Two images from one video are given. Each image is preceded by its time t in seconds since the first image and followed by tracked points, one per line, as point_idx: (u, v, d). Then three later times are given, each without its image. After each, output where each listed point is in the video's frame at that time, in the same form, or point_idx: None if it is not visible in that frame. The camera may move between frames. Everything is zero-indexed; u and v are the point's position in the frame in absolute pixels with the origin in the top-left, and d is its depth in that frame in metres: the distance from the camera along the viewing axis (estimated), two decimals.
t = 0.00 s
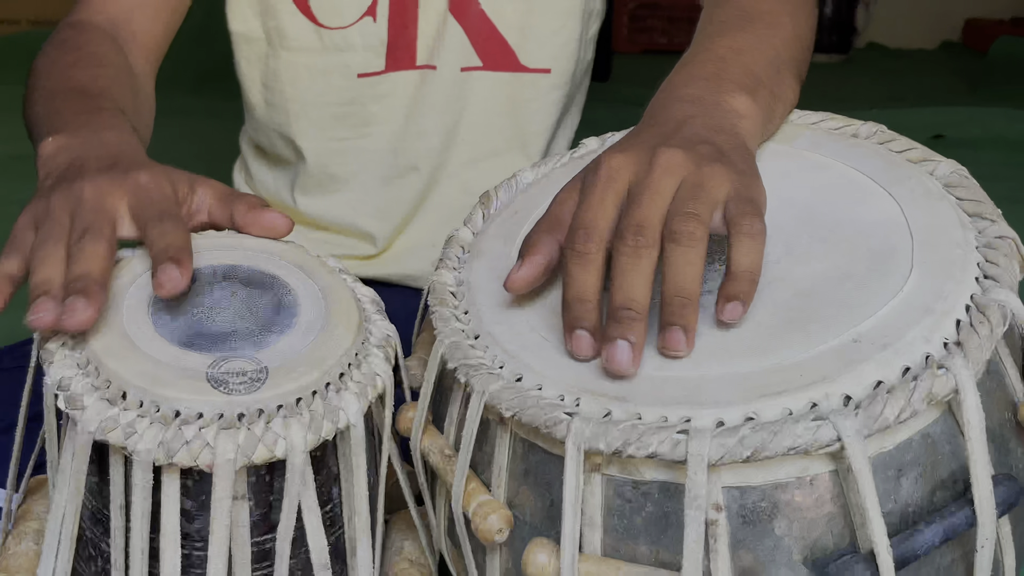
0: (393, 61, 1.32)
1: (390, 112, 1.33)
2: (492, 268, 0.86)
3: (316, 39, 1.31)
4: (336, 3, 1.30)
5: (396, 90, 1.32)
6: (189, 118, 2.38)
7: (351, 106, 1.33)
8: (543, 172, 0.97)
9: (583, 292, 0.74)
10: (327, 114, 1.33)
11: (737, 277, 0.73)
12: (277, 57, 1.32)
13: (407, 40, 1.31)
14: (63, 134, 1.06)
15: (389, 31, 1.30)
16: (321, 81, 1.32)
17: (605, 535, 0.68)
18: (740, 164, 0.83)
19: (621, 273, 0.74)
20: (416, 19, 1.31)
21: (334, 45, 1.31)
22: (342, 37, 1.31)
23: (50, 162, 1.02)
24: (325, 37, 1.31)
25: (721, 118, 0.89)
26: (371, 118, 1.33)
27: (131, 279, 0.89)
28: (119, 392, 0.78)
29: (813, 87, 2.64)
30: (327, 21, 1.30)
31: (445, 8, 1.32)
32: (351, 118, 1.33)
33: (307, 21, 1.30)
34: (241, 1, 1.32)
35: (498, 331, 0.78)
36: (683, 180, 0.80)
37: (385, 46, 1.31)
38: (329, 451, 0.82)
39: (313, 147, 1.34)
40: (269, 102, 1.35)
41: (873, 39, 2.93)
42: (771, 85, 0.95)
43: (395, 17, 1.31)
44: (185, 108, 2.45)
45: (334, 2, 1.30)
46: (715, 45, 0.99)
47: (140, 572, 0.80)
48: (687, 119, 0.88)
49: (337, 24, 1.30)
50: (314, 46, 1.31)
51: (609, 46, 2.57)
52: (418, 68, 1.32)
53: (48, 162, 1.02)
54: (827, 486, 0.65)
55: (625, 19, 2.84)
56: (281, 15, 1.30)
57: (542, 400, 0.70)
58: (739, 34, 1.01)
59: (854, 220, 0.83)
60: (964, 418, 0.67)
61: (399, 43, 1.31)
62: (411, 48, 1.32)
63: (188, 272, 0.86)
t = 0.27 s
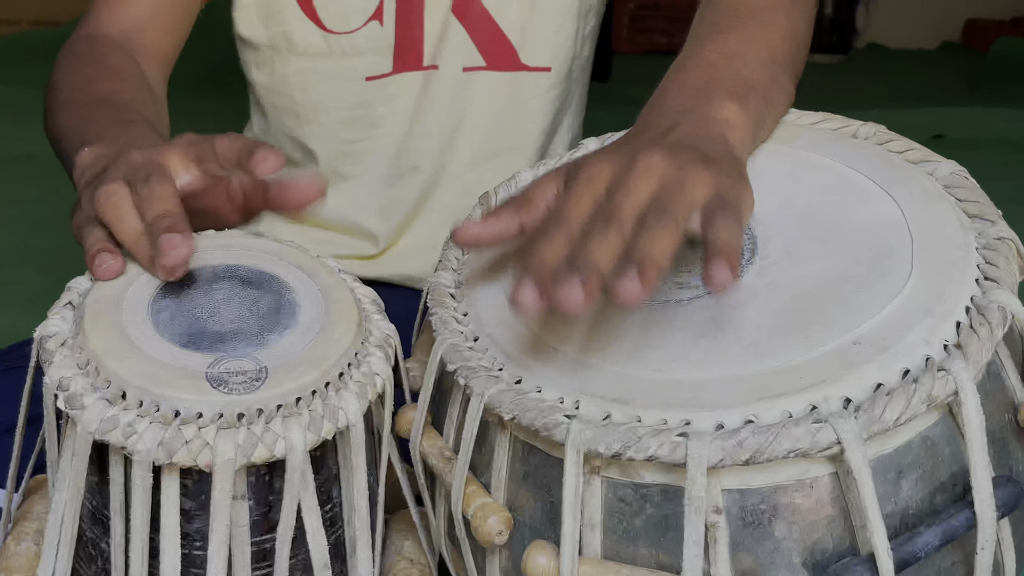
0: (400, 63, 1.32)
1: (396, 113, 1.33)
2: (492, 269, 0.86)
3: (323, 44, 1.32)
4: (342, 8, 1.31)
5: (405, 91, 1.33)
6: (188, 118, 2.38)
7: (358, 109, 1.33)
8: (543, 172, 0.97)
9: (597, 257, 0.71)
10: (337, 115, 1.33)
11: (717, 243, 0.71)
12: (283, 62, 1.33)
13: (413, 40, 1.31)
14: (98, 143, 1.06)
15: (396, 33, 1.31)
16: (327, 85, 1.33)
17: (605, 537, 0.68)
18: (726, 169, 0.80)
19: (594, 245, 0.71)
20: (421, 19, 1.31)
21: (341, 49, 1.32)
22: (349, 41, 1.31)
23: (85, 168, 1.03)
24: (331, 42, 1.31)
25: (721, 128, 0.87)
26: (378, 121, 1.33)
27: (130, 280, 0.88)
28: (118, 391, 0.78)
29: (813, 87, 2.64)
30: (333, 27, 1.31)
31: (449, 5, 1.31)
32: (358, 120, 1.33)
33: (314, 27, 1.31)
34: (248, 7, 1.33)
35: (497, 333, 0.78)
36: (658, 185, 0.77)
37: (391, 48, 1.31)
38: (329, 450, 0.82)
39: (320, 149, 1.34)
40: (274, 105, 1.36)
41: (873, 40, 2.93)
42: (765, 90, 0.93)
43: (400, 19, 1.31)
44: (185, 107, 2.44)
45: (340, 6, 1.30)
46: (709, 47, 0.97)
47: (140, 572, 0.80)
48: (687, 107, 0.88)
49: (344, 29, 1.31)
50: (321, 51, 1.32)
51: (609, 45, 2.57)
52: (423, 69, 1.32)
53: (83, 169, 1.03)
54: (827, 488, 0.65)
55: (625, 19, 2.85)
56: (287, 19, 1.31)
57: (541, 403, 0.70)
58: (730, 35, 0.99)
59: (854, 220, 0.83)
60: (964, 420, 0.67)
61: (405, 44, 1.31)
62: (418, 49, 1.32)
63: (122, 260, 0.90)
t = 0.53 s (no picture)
0: (398, 61, 1.32)
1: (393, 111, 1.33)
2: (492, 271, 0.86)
3: (320, 39, 1.31)
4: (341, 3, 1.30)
5: (402, 90, 1.33)
6: (189, 117, 2.38)
7: (356, 106, 1.33)
8: (542, 173, 0.97)
9: (618, 352, 0.70)
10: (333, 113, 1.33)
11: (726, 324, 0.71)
12: (279, 56, 1.32)
13: (412, 39, 1.31)
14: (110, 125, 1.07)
15: (395, 30, 1.30)
16: (325, 82, 1.32)
17: (604, 539, 0.68)
18: (738, 205, 0.80)
19: (612, 339, 0.71)
20: (421, 17, 1.31)
21: (339, 45, 1.31)
22: (346, 36, 1.31)
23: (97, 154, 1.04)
24: (329, 38, 1.31)
25: (721, 128, 0.87)
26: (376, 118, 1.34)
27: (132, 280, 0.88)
28: (119, 391, 0.78)
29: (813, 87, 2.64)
30: (331, 21, 1.30)
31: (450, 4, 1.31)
32: (356, 117, 1.33)
33: (311, 21, 1.30)
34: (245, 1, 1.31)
35: (497, 335, 0.78)
36: (671, 243, 0.76)
37: (390, 45, 1.31)
38: (331, 450, 0.82)
39: (319, 147, 1.35)
40: (268, 99, 1.35)
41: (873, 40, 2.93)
42: (771, 91, 0.94)
43: (399, 16, 1.30)
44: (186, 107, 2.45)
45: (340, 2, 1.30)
46: (716, 47, 0.97)
47: (140, 572, 0.80)
48: (702, 114, 0.88)
49: (341, 23, 1.30)
50: (319, 47, 1.32)
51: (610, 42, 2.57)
52: (423, 68, 1.32)
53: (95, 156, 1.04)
54: (826, 490, 0.65)
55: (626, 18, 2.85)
56: (287, 13, 1.30)
57: (541, 404, 0.70)
58: (736, 33, 0.99)
59: (853, 220, 0.82)
60: (963, 421, 0.67)
61: (403, 42, 1.31)
62: (416, 47, 1.31)
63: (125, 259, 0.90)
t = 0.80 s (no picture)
0: (398, 58, 1.32)
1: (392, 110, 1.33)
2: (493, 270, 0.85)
3: (318, 39, 1.31)
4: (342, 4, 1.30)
5: (399, 90, 1.33)
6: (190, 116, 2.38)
7: (356, 105, 1.33)
8: (544, 172, 0.96)
9: (661, 339, 0.68)
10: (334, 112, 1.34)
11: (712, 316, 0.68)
12: (278, 57, 1.32)
13: (410, 38, 1.31)
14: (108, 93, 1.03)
15: (394, 28, 1.31)
16: (325, 82, 1.33)
17: (607, 538, 0.68)
18: (757, 203, 0.77)
19: (652, 321, 0.69)
20: (420, 15, 1.31)
21: (338, 44, 1.32)
22: (345, 35, 1.31)
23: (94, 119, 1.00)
24: (328, 37, 1.31)
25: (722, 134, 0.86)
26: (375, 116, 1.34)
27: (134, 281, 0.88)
28: (120, 391, 0.78)
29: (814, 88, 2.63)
30: (330, 21, 1.30)
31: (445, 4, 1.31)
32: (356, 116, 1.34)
33: (310, 22, 1.30)
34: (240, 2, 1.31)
35: (499, 333, 0.78)
36: (699, 236, 0.74)
37: (388, 44, 1.31)
38: (332, 450, 0.82)
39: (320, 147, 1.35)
40: (269, 101, 1.35)
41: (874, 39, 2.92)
42: (770, 96, 0.93)
43: (398, 14, 1.30)
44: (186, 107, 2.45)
45: (338, 1, 1.30)
46: (712, 53, 0.97)
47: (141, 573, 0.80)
48: (699, 124, 0.87)
49: (341, 24, 1.31)
50: (317, 45, 1.32)
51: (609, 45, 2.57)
52: (422, 66, 1.32)
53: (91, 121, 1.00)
54: (829, 490, 0.65)
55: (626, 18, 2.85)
56: (285, 13, 1.30)
57: (544, 404, 0.70)
58: (730, 38, 0.99)
59: (856, 221, 0.83)
60: (966, 421, 0.67)
61: (402, 40, 1.31)
62: (414, 44, 1.32)
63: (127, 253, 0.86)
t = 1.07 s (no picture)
0: (400, 57, 1.32)
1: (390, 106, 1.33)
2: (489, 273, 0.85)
3: (320, 41, 1.32)
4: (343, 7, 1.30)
5: (400, 84, 1.33)
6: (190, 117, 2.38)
7: (358, 107, 1.34)
8: (541, 173, 0.96)
9: (642, 305, 0.71)
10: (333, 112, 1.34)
11: (732, 275, 0.70)
12: (282, 62, 1.34)
13: (411, 33, 1.31)
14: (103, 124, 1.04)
15: (396, 28, 1.30)
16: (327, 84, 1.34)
17: (604, 541, 0.68)
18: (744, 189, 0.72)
19: (679, 271, 0.71)
20: (418, 12, 1.30)
21: (340, 47, 1.32)
22: (347, 39, 1.31)
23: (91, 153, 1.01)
24: (330, 41, 1.32)
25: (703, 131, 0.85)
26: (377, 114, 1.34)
27: (135, 279, 0.88)
28: (120, 391, 0.78)
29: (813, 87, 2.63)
30: (331, 26, 1.31)
31: None
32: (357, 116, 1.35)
33: (312, 26, 1.31)
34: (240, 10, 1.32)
35: (495, 336, 0.78)
36: (665, 196, 0.71)
37: (390, 43, 1.31)
38: (332, 450, 0.82)
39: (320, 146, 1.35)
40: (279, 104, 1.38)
41: (874, 39, 2.91)
42: (751, 99, 0.92)
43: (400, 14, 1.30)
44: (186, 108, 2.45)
45: (338, 8, 1.30)
46: (693, 57, 0.97)
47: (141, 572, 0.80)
48: (677, 112, 0.88)
49: (344, 28, 1.31)
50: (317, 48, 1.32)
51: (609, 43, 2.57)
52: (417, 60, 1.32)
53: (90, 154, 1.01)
54: (826, 492, 0.65)
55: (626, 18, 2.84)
56: (287, 21, 1.31)
57: (540, 407, 0.70)
58: (710, 39, 0.99)
59: (853, 221, 0.83)
60: (963, 422, 0.67)
61: (404, 36, 1.31)
62: (416, 40, 1.31)
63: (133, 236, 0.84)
